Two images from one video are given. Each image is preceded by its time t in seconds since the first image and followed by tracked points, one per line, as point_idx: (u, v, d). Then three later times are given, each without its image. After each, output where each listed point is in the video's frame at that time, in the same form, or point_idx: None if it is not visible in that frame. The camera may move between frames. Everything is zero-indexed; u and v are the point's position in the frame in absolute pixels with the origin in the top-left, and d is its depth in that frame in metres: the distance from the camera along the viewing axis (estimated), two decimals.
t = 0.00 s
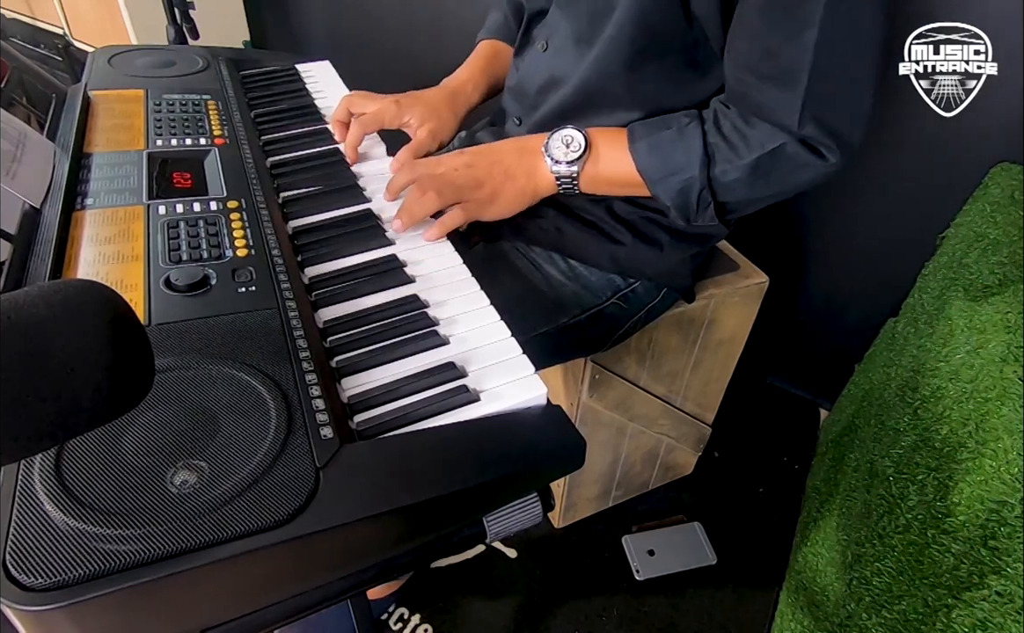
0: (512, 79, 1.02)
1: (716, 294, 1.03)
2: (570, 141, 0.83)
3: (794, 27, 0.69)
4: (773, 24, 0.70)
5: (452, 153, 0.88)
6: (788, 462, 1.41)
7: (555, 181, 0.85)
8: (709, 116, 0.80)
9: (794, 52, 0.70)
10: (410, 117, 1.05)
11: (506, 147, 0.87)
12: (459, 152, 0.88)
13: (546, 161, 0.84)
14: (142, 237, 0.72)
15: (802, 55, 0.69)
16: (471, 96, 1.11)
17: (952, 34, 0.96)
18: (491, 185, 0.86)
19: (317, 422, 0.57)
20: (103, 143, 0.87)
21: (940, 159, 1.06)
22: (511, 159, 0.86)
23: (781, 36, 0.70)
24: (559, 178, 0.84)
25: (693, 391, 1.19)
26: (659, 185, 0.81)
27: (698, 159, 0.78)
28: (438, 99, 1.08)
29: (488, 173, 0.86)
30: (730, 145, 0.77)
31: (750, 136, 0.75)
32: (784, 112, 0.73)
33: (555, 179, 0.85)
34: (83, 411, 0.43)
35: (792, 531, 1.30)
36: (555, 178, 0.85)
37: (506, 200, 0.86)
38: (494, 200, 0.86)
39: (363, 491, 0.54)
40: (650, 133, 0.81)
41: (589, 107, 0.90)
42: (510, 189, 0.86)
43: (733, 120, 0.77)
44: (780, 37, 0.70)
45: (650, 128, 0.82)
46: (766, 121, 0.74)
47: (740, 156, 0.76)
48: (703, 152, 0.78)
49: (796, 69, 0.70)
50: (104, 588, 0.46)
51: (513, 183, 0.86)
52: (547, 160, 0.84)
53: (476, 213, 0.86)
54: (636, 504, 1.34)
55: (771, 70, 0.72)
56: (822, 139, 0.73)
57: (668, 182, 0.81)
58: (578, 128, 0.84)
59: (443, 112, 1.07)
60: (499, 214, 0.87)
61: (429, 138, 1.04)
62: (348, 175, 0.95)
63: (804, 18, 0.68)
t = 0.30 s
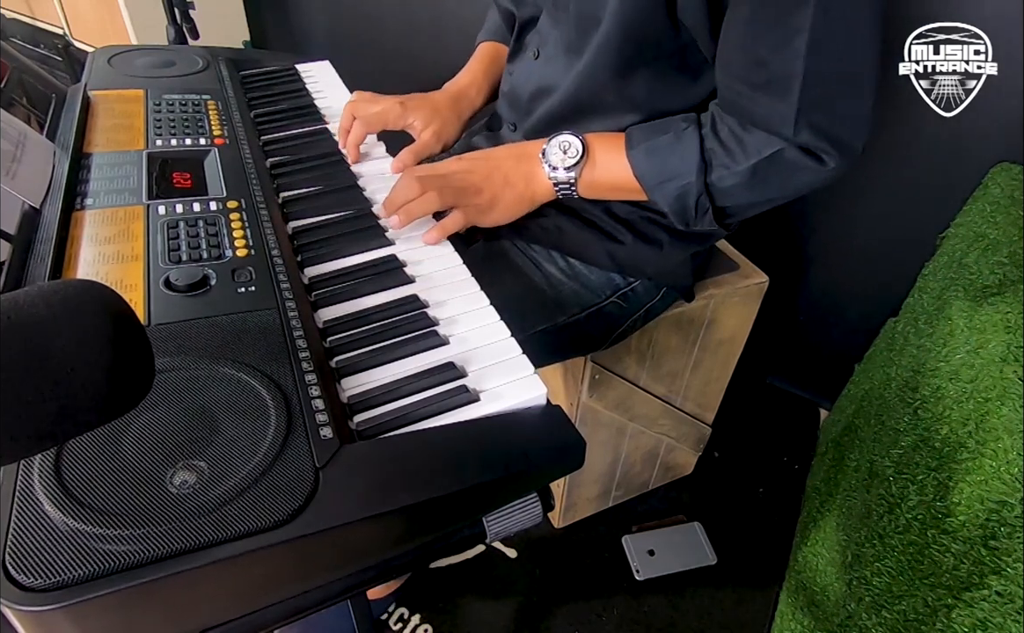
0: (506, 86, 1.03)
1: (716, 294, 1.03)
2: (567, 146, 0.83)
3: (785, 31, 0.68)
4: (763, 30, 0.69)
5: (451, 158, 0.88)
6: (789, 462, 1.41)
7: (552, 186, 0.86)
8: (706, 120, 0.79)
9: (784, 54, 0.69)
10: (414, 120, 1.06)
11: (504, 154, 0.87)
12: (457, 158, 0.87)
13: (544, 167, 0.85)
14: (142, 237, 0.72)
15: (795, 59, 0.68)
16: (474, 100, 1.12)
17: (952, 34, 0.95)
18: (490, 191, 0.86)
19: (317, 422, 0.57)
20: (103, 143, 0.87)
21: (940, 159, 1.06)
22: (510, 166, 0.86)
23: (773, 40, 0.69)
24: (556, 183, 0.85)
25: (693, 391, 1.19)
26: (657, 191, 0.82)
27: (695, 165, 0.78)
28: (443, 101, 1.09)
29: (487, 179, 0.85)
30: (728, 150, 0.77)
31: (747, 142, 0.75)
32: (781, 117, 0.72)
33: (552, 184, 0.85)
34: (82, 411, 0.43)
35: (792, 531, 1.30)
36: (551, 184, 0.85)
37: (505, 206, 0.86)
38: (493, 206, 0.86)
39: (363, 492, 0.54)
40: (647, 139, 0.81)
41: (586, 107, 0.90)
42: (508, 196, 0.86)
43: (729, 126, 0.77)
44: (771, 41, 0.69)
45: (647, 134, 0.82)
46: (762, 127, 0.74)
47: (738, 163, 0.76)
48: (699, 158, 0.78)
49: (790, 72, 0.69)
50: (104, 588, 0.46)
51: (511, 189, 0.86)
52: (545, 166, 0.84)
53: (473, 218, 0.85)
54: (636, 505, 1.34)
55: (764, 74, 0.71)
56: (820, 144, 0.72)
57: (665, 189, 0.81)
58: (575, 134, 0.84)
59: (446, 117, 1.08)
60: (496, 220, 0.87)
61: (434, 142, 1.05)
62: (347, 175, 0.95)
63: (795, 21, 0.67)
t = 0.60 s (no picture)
0: (505, 86, 1.03)
1: (716, 294, 1.03)
2: (567, 146, 0.83)
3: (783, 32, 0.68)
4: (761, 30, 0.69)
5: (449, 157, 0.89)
6: (788, 462, 1.41)
7: (552, 186, 0.85)
8: (706, 121, 0.79)
9: (782, 56, 0.69)
10: (414, 120, 1.06)
11: (502, 153, 0.87)
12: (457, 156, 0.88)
13: (543, 166, 0.85)
14: (142, 237, 0.72)
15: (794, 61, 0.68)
16: (474, 100, 1.13)
17: (952, 33, 0.95)
18: (487, 190, 0.86)
19: (317, 422, 0.57)
20: (103, 143, 0.87)
21: (939, 159, 1.06)
22: (507, 164, 0.86)
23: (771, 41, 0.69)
24: (556, 183, 0.85)
25: (693, 391, 1.19)
26: (657, 192, 0.82)
27: (694, 165, 0.78)
28: (444, 102, 1.10)
29: (484, 178, 0.86)
30: (728, 151, 0.77)
31: (747, 143, 0.75)
32: (781, 118, 0.72)
33: (552, 184, 0.85)
34: (82, 411, 0.43)
35: (792, 531, 1.30)
36: (551, 184, 0.85)
37: (503, 205, 0.87)
38: (490, 205, 0.86)
39: (363, 492, 0.54)
40: (647, 139, 0.81)
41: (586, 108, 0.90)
42: (506, 195, 0.86)
43: (729, 126, 0.77)
44: (769, 42, 0.69)
45: (647, 134, 0.82)
46: (760, 129, 0.74)
47: (738, 163, 0.76)
48: (699, 158, 0.78)
49: (788, 76, 0.70)
50: (103, 588, 0.46)
51: (509, 189, 0.86)
52: (545, 166, 0.84)
53: (473, 217, 0.86)
54: (636, 504, 1.34)
55: (762, 76, 0.71)
56: (820, 145, 0.72)
57: (664, 189, 0.81)
58: (575, 133, 0.84)
59: (446, 116, 1.08)
60: (494, 218, 0.87)
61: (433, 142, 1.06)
62: (347, 175, 0.95)
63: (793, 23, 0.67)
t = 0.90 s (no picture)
0: (504, 87, 1.03)
1: (716, 294, 1.03)
2: (570, 145, 0.83)
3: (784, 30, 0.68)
4: (761, 30, 0.69)
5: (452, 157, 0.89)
6: (788, 462, 1.41)
7: (555, 185, 0.86)
8: (709, 119, 0.79)
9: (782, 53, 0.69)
10: (414, 115, 1.06)
11: (504, 153, 0.88)
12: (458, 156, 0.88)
13: (546, 165, 0.85)
14: (142, 237, 0.72)
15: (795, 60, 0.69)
16: (473, 96, 1.12)
17: (952, 33, 0.95)
18: (490, 190, 0.86)
19: (317, 422, 0.57)
20: (103, 143, 0.87)
21: (939, 159, 1.06)
22: (509, 164, 0.87)
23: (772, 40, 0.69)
24: (559, 182, 0.85)
25: (693, 391, 1.19)
26: (660, 191, 0.81)
27: (697, 164, 0.78)
28: (443, 97, 1.09)
29: (487, 178, 0.86)
30: (730, 150, 0.77)
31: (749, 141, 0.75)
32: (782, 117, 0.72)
33: (555, 183, 0.86)
34: (83, 411, 0.43)
35: (792, 531, 1.30)
36: (554, 183, 0.85)
37: (506, 204, 0.87)
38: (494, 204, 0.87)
39: (363, 492, 0.54)
40: (650, 138, 0.81)
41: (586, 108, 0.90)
42: (508, 194, 0.87)
43: (732, 125, 0.77)
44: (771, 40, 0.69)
45: (649, 133, 0.82)
46: (763, 128, 0.74)
47: (740, 163, 0.76)
48: (702, 157, 0.78)
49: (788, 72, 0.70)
50: (103, 588, 0.46)
51: (512, 188, 0.87)
52: (547, 165, 0.85)
53: (476, 217, 0.86)
54: (636, 504, 1.34)
55: (762, 75, 0.71)
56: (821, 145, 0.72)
57: (667, 188, 0.81)
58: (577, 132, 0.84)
59: (445, 111, 1.08)
60: (498, 218, 0.87)
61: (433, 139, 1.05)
62: (347, 175, 0.95)
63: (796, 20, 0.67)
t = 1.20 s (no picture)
0: (504, 86, 1.02)
1: (717, 293, 1.03)
2: (563, 131, 0.82)
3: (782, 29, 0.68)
4: (761, 28, 0.69)
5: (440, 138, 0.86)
6: (789, 462, 1.41)
7: (545, 173, 0.84)
8: (705, 112, 0.79)
9: (782, 54, 0.69)
10: (394, 97, 1.04)
11: (494, 136, 0.85)
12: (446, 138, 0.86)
13: (537, 151, 0.83)
14: (141, 237, 0.72)
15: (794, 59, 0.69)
16: (458, 85, 1.11)
17: (952, 33, 0.95)
18: (478, 176, 0.84)
19: (316, 422, 0.57)
20: (102, 143, 0.87)
21: (939, 159, 1.06)
22: (498, 150, 0.85)
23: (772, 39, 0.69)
24: (550, 169, 0.83)
25: (694, 391, 1.19)
26: (652, 183, 0.81)
27: (693, 157, 0.78)
28: (425, 82, 1.08)
29: (475, 163, 0.84)
30: (725, 145, 0.76)
31: (745, 137, 0.74)
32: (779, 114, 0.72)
33: (546, 170, 0.84)
34: (83, 412, 0.43)
35: (792, 531, 1.30)
36: (544, 170, 0.84)
37: (494, 191, 0.85)
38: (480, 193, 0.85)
39: (362, 492, 0.54)
40: (645, 128, 0.80)
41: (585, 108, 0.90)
42: (497, 181, 0.85)
43: (729, 120, 0.76)
44: (771, 41, 0.69)
45: (645, 123, 0.81)
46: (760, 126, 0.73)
47: (735, 158, 0.76)
48: (697, 150, 0.78)
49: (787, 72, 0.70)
50: (102, 588, 0.46)
51: (500, 175, 0.85)
52: (539, 151, 0.83)
53: (462, 206, 0.85)
54: (636, 504, 1.34)
55: (761, 74, 0.71)
56: (818, 143, 0.72)
57: (660, 181, 0.80)
58: (572, 118, 0.83)
59: (426, 94, 1.06)
60: (483, 207, 0.85)
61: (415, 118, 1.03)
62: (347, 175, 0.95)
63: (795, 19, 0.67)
